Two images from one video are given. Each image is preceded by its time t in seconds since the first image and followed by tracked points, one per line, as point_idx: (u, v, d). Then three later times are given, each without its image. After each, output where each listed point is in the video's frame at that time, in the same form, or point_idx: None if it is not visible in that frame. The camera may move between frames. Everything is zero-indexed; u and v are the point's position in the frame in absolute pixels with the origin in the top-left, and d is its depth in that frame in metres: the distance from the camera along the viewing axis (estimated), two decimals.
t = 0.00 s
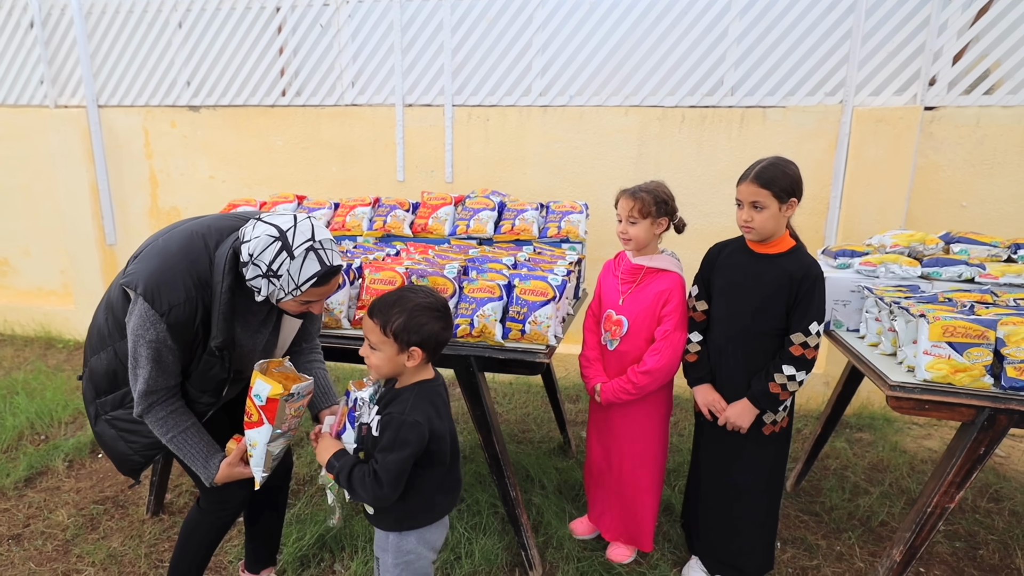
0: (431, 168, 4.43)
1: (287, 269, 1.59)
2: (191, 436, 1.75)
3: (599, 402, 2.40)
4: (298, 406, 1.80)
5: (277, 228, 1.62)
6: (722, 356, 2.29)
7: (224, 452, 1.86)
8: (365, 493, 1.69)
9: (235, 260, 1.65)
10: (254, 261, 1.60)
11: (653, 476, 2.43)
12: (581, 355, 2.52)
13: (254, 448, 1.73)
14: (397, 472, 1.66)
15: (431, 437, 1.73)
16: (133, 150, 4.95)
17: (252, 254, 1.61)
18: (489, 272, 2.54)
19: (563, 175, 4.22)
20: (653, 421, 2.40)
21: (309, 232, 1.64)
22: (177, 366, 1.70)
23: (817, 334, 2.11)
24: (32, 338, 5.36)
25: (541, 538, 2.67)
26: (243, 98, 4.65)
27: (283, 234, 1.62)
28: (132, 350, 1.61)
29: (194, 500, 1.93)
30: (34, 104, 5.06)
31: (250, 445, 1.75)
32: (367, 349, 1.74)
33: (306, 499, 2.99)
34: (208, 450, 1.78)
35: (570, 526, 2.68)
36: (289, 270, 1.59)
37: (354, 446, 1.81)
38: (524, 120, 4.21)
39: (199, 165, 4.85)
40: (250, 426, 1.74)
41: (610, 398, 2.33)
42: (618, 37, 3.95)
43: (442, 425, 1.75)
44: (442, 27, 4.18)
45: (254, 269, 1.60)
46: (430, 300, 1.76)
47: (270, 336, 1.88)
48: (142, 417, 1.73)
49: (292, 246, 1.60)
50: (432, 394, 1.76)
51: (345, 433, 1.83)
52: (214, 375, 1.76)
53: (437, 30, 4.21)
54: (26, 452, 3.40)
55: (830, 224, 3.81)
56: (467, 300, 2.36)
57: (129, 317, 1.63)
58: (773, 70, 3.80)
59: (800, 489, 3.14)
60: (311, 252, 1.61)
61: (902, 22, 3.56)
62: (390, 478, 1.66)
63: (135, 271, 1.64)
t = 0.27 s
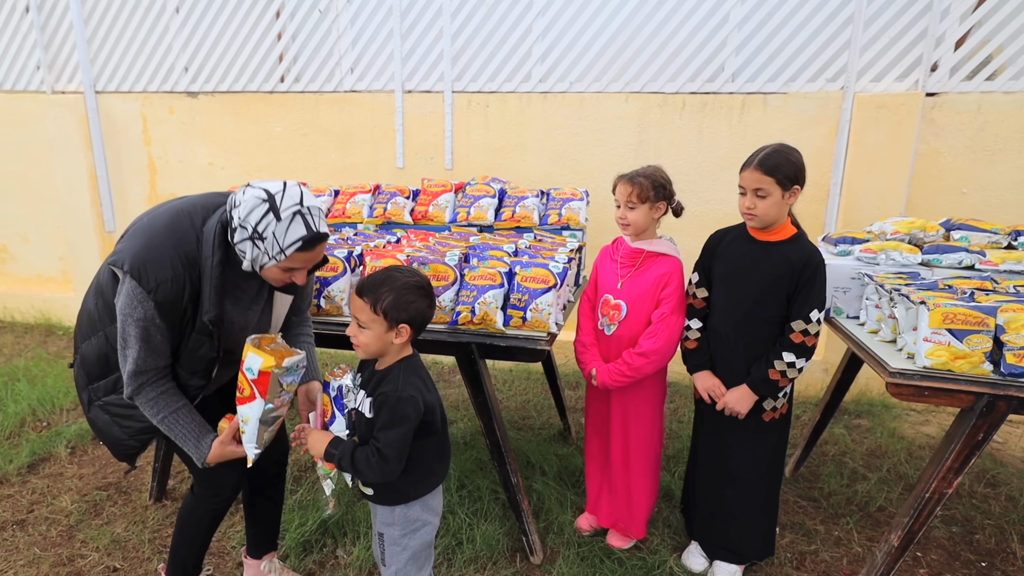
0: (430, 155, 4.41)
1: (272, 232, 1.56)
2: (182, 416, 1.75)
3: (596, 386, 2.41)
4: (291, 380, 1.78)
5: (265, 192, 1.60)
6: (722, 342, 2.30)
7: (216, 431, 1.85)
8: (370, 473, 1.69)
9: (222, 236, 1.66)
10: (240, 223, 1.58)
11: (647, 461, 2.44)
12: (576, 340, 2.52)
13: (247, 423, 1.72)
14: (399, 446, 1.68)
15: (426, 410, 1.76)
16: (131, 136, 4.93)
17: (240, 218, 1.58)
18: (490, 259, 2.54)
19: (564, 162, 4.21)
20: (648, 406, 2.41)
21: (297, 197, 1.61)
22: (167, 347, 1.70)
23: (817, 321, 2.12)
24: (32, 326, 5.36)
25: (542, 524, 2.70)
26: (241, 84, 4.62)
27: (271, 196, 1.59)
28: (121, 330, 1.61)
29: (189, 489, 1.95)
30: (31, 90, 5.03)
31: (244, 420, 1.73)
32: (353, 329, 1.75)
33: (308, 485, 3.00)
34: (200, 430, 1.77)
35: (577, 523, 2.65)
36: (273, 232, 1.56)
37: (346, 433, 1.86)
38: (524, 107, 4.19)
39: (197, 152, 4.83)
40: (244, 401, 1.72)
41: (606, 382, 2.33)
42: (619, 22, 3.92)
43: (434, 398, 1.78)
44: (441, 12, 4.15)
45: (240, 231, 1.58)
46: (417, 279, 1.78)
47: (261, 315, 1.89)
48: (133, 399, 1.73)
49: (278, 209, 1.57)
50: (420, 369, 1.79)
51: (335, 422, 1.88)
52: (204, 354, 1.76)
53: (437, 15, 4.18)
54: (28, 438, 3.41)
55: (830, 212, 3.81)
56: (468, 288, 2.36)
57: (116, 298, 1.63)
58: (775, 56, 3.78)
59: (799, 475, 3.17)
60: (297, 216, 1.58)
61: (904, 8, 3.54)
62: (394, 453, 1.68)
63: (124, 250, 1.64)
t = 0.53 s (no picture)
0: (430, 146, 4.40)
1: (221, 94, 1.54)
2: (169, 346, 1.66)
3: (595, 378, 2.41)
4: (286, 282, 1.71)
5: (209, 67, 1.60)
6: (721, 334, 2.30)
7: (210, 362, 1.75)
8: (382, 462, 1.71)
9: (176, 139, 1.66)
10: (190, 100, 1.57)
11: (642, 452, 2.47)
12: (575, 332, 2.51)
13: (243, 328, 1.62)
14: (411, 435, 1.70)
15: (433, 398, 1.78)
16: (130, 128, 4.91)
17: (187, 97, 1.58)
18: (491, 252, 2.53)
19: (564, 153, 4.20)
20: (644, 398, 2.42)
21: (240, 66, 1.60)
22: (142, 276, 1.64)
23: (816, 312, 2.12)
24: (32, 318, 5.37)
25: (542, 515, 2.72)
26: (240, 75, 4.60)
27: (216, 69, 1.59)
28: (90, 262, 1.56)
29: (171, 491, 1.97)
30: (28, 81, 5.01)
31: (239, 328, 1.64)
32: (350, 321, 1.75)
33: (310, 477, 3.01)
34: (189, 355, 1.68)
35: (577, 513, 2.67)
36: (222, 95, 1.54)
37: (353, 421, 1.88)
38: (525, 98, 4.18)
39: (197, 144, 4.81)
40: (239, 306, 1.65)
41: (605, 374, 2.34)
42: (620, 13, 3.90)
43: (440, 385, 1.81)
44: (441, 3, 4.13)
45: (191, 108, 1.57)
46: (412, 269, 1.79)
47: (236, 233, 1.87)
48: (117, 345, 1.66)
49: (224, 75, 1.56)
50: (424, 357, 1.81)
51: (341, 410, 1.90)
52: (182, 278, 1.70)
53: (436, 6, 4.15)
54: (31, 430, 3.42)
55: (831, 204, 3.81)
56: (469, 280, 2.37)
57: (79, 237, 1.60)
58: (776, 47, 3.77)
59: (798, 466, 3.19)
60: (244, 78, 1.56)
61: None
62: (407, 442, 1.70)
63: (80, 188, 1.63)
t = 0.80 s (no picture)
0: (430, 145, 4.40)
1: (176, 11, 1.57)
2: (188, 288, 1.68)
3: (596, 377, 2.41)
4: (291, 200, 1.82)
5: None
6: (719, 333, 2.31)
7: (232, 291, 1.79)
8: (394, 463, 1.71)
9: (124, 81, 1.66)
10: (144, 30, 1.58)
11: (646, 451, 2.47)
12: (575, 331, 2.52)
13: (265, 247, 1.69)
14: (421, 434, 1.71)
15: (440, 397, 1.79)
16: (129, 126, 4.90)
17: (137, 28, 1.60)
18: (492, 251, 2.53)
19: (563, 152, 4.20)
20: (647, 398, 2.42)
21: None
22: (141, 226, 1.65)
23: (813, 311, 2.13)
24: (32, 317, 5.37)
25: (543, 514, 2.73)
26: (240, 73, 4.60)
27: None
28: (83, 225, 1.57)
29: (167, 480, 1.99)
30: (27, 80, 5.00)
31: (260, 249, 1.70)
32: (362, 324, 1.76)
33: (310, 476, 3.01)
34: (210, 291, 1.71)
35: (577, 511, 2.68)
36: (178, 11, 1.58)
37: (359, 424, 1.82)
38: (524, 97, 4.18)
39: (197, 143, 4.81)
40: (254, 228, 1.72)
41: (605, 373, 2.35)
42: (620, 12, 3.90)
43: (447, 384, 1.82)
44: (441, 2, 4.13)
45: (149, 37, 1.58)
46: (416, 268, 1.81)
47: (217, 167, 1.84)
48: (138, 308, 1.67)
49: None
50: (430, 356, 1.83)
51: (346, 413, 1.83)
52: (181, 217, 1.69)
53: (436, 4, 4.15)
54: (31, 430, 3.43)
55: (830, 203, 3.81)
56: (469, 280, 2.37)
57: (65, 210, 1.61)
58: (775, 46, 3.77)
59: (798, 465, 3.19)
60: None
61: None
62: (417, 441, 1.71)
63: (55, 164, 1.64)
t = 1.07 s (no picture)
0: (432, 147, 4.41)
1: (205, 5, 1.62)
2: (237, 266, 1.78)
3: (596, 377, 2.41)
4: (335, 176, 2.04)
5: None
6: (718, 336, 2.31)
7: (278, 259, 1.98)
8: (403, 468, 1.71)
9: (152, 70, 1.68)
10: (172, 23, 1.60)
11: (647, 454, 2.46)
12: (575, 333, 2.52)
13: (317, 221, 1.94)
14: (430, 439, 1.72)
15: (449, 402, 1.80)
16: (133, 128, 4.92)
17: (166, 21, 1.61)
18: (492, 253, 2.53)
19: (565, 154, 4.20)
20: (648, 400, 2.42)
21: None
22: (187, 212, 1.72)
23: (810, 314, 2.13)
24: (36, 317, 5.40)
25: (542, 516, 2.73)
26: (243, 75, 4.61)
27: None
28: (133, 215, 1.62)
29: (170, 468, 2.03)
30: (32, 82, 5.03)
31: (310, 222, 1.94)
32: (367, 324, 1.75)
33: (311, 477, 3.02)
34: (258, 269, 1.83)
35: (576, 513, 2.68)
36: (208, 5, 1.63)
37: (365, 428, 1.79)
38: (526, 99, 4.18)
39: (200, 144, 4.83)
40: (305, 203, 1.95)
41: (607, 374, 2.36)
42: (621, 14, 3.91)
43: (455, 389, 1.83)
44: (443, 4, 4.14)
45: (179, 31, 1.61)
46: (426, 273, 1.83)
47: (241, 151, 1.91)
48: (190, 292, 1.74)
49: None
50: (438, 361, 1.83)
51: (352, 417, 1.80)
52: (223, 201, 1.78)
53: (438, 7, 4.17)
54: (35, 430, 3.44)
55: (832, 205, 3.81)
56: (469, 283, 2.38)
57: (106, 202, 1.64)
58: (777, 48, 3.77)
59: (799, 468, 3.19)
60: None
61: None
62: (427, 446, 1.71)
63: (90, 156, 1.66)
